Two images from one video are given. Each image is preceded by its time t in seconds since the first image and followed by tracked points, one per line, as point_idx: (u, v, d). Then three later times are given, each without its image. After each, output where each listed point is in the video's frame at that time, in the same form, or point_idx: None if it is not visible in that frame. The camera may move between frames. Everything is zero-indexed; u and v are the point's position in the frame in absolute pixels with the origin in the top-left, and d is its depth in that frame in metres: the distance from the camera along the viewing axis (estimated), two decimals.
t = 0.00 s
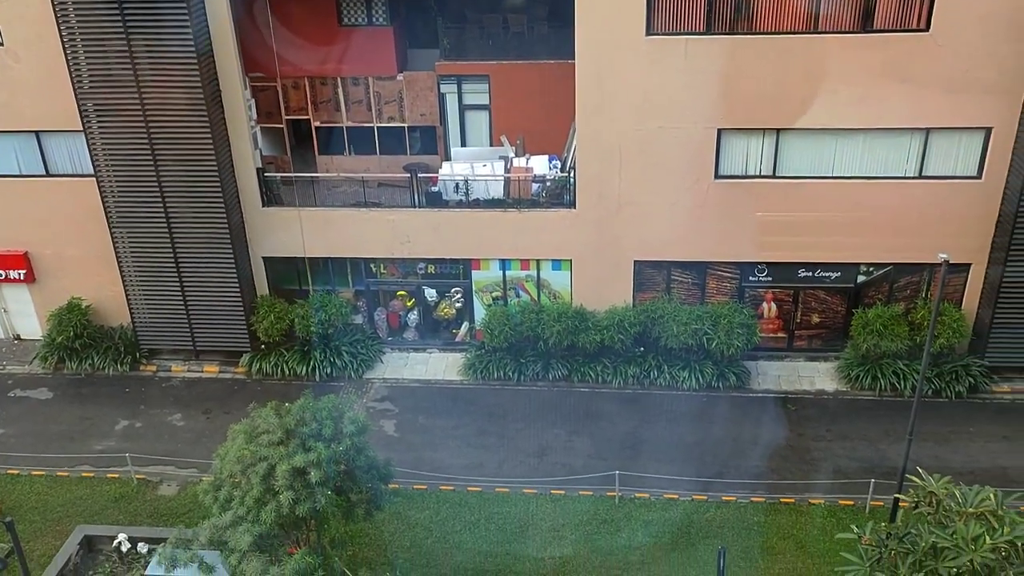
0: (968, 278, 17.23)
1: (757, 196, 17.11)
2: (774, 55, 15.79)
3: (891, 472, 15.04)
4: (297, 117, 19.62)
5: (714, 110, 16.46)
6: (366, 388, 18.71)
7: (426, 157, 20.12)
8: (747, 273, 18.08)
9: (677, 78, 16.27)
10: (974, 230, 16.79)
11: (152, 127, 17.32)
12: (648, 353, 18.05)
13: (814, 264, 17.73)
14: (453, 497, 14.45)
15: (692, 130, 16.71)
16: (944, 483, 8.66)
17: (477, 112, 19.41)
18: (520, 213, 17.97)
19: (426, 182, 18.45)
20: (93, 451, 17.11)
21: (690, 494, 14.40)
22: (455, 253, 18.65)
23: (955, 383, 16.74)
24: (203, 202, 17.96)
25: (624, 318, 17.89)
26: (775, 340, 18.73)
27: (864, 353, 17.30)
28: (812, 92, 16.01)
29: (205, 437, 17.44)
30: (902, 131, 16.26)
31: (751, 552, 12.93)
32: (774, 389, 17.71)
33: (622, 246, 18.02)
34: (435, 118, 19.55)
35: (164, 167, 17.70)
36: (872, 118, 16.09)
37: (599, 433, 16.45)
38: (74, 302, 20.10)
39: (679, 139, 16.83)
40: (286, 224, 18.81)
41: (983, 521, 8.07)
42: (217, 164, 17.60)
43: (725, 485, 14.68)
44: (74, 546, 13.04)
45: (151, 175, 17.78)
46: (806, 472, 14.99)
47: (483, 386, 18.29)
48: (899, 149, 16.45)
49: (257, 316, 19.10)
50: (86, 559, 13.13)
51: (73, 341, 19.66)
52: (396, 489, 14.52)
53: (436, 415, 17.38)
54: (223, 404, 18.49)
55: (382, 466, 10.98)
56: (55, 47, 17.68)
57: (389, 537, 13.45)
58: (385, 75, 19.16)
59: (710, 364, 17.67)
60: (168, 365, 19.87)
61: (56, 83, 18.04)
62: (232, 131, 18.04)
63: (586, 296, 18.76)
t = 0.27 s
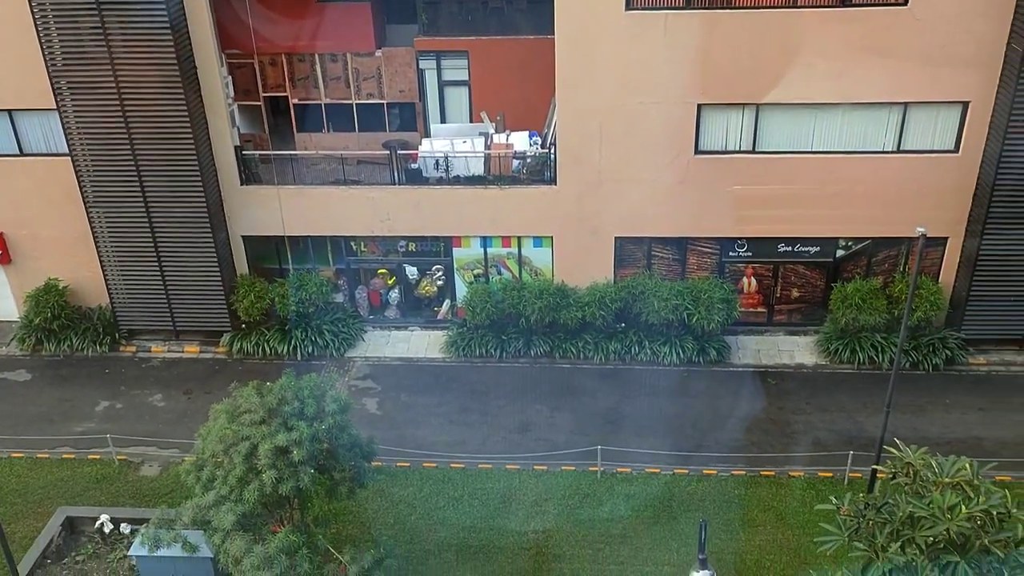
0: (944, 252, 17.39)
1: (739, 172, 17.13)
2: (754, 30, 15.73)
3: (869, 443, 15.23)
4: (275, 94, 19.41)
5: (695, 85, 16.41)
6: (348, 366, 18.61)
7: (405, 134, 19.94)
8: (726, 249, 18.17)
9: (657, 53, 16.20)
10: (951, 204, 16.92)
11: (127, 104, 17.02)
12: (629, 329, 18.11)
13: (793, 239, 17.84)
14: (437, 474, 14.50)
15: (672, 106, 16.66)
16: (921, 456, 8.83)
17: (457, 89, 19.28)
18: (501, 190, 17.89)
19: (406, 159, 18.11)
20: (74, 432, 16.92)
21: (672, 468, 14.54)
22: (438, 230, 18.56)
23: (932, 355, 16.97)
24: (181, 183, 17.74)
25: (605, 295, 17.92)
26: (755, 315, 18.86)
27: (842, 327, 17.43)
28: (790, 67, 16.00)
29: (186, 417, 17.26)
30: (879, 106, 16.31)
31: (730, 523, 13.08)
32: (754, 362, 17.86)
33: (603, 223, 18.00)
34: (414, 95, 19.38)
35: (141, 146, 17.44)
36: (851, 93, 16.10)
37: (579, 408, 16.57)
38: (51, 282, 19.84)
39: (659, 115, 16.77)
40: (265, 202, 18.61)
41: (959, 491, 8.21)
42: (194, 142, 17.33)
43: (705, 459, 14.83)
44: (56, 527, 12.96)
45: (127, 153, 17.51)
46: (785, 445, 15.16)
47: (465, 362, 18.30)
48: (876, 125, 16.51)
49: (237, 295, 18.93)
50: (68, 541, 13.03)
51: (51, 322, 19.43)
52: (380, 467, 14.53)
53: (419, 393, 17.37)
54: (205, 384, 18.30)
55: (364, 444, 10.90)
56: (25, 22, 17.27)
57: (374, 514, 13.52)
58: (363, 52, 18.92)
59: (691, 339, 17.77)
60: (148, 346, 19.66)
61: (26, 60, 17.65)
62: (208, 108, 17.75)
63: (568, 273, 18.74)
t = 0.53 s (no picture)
0: (928, 226, 17.48)
1: (725, 148, 17.10)
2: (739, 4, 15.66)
3: (852, 416, 15.38)
4: (257, 71, 19.22)
5: (681, 61, 16.32)
6: (334, 344, 18.54)
7: (389, 111, 19.75)
8: (711, 225, 18.20)
9: (643, 28, 16.11)
10: (935, 179, 16.99)
11: (108, 81, 16.75)
12: (615, 306, 18.13)
13: (777, 214, 17.88)
14: (424, 451, 14.54)
15: (658, 82, 16.58)
16: (903, 427, 8.41)
17: (441, 65, 19.11)
18: (486, 167, 17.81)
19: (390, 136, 18.03)
20: (58, 412, 16.78)
21: (658, 443, 14.65)
22: (423, 207, 18.46)
23: (914, 329, 17.12)
24: (164, 161, 17.54)
25: (591, 272, 17.93)
26: (740, 290, 18.96)
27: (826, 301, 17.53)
28: (776, 42, 15.95)
29: (172, 396, 17.14)
30: (863, 81, 16.31)
31: (715, 498, 13.21)
32: (738, 338, 17.95)
33: (589, 200, 17.96)
34: (398, 71, 19.19)
35: (122, 125, 17.20)
36: (836, 68, 16.09)
37: (564, 384, 16.64)
38: (33, 263, 19.51)
39: (644, 91, 16.70)
40: (249, 180, 18.43)
41: (942, 462, 7.71)
42: (176, 119, 17.11)
43: (691, 434, 14.93)
44: (42, 508, 12.91)
45: (109, 131, 17.26)
46: (769, 419, 15.30)
47: (451, 340, 18.30)
48: (860, 100, 16.52)
49: (222, 274, 18.77)
50: (55, 521, 13.00)
51: (33, 302, 19.20)
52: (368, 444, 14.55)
53: (406, 370, 17.38)
54: (190, 363, 18.17)
55: (351, 421, 10.85)
56: None
57: (361, 491, 13.54)
58: (346, 28, 18.66)
59: (676, 315, 17.83)
60: (133, 326, 19.44)
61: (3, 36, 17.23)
62: (190, 85, 17.49)
63: (554, 251, 18.71)
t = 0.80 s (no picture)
0: (914, 201, 17.53)
1: (713, 122, 17.05)
2: None
3: (838, 390, 15.51)
4: (242, 46, 18.99)
5: (669, 35, 16.22)
6: (322, 321, 18.48)
7: (375, 86, 19.57)
8: (699, 200, 18.20)
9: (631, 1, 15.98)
10: (922, 154, 17.03)
11: (90, 56, 16.49)
12: (603, 282, 18.14)
13: (765, 189, 17.89)
14: (413, 427, 14.58)
15: (646, 56, 16.48)
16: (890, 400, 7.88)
17: (427, 39, 18.93)
18: (474, 142, 17.70)
19: (377, 111, 17.84)
20: (45, 390, 16.67)
21: (645, 417, 14.74)
22: (410, 182, 18.34)
23: (900, 303, 17.26)
24: (149, 137, 17.33)
25: (579, 248, 17.94)
26: (727, 265, 19.01)
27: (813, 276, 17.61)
28: (764, 15, 15.88)
29: (159, 373, 17.06)
30: (851, 55, 16.27)
31: (702, 471, 13.33)
32: (725, 313, 18.02)
33: (577, 175, 17.91)
34: (384, 45, 19.00)
35: (105, 100, 16.96)
36: (825, 42, 16.04)
37: (552, 359, 16.70)
38: (17, 240, 19.21)
39: (633, 65, 16.60)
40: (235, 156, 18.26)
41: (926, 433, 7.27)
42: (160, 94, 16.88)
43: (678, 408, 15.02)
44: (30, 486, 12.89)
45: (92, 106, 17.02)
46: (756, 393, 15.41)
47: (439, 316, 18.29)
48: (848, 74, 16.49)
49: (208, 251, 18.63)
50: (43, 499, 12.98)
51: (18, 280, 18.90)
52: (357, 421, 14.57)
53: (394, 346, 17.38)
54: (178, 340, 18.06)
55: (339, 397, 10.82)
56: None
57: (350, 467, 13.59)
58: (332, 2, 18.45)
59: (664, 290, 17.87)
60: (119, 303, 19.27)
61: None
62: (174, 60, 17.24)
63: (541, 226, 18.70)
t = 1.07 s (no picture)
0: (904, 176, 17.55)
1: (704, 97, 16.98)
2: None
3: (827, 364, 15.61)
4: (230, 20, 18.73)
5: (660, 8, 16.10)
6: (312, 297, 18.42)
7: (364, 60, 19.38)
8: (689, 175, 18.18)
9: None
10: (912, 130, 17.02)
11: (75, 29, 16.23)
12: (593, 257, 18.14)
13: (755, 165, 17.88)
14: (404, 402, 14.62)
15: (637, 30, 16.36)
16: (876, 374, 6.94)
17: (417, 13, 18.76)
18: (464, 117, 17.56)
19: (366, 86, 17.72)
20: (34, 367, 16.58)
21: (635, 392, 14.82)
22: (399, 157, 18.22)
23: (888, 278, 17.34)
24: (136, 111, 17.13)
25: (569, 223, 17.93)
26: (717, 240, 19.03)
27: (803, 251, 17.66)
28: None
29: (149, 350, 16.99)
30: (842, 29, 16.21)
31: (691, 445, 13.43)
32: (715, 288, 18.06)
33: (567, 151, 17.83)
34: (373, 19, 18.80)
35: (91, 75, 16.73)
36: (816, 17, 15.97)
37: (543, 334, 16.73)
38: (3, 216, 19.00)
39: (623, 39, 16.48)
40: (223, 131, 18.09)
41: (913, 407, 6.40)
42: (147, 69, 16.66)
43: (667, 383, 15.11)
44: (21, 463, 12.87)
45: (77, 81, 16.79)
46: (745, 368, 15.49)
47: (429, 292, 18.26)
48: (839, 49, 16.44)
49: (197, 227, 18.50)
50: (34, 475, 12.97)
51: (5, 256, 18.73)
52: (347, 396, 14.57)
53: (384, 322, 17.36)
54: (167, 316, 17.97)
55: (330, 373, 10.78)
56: None
57: (340, 442, 13.62)
58: None
59: (654, 266, 17.89)
60: (107, 280, 19.14)
61: None
62: (160, 34, 17.00)
63: (532, 202, 18.64)
